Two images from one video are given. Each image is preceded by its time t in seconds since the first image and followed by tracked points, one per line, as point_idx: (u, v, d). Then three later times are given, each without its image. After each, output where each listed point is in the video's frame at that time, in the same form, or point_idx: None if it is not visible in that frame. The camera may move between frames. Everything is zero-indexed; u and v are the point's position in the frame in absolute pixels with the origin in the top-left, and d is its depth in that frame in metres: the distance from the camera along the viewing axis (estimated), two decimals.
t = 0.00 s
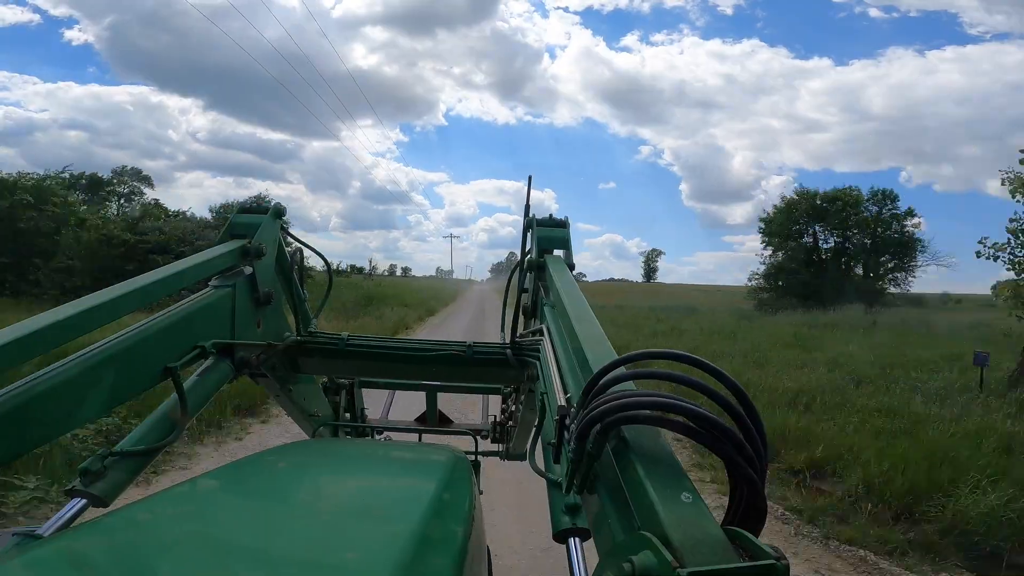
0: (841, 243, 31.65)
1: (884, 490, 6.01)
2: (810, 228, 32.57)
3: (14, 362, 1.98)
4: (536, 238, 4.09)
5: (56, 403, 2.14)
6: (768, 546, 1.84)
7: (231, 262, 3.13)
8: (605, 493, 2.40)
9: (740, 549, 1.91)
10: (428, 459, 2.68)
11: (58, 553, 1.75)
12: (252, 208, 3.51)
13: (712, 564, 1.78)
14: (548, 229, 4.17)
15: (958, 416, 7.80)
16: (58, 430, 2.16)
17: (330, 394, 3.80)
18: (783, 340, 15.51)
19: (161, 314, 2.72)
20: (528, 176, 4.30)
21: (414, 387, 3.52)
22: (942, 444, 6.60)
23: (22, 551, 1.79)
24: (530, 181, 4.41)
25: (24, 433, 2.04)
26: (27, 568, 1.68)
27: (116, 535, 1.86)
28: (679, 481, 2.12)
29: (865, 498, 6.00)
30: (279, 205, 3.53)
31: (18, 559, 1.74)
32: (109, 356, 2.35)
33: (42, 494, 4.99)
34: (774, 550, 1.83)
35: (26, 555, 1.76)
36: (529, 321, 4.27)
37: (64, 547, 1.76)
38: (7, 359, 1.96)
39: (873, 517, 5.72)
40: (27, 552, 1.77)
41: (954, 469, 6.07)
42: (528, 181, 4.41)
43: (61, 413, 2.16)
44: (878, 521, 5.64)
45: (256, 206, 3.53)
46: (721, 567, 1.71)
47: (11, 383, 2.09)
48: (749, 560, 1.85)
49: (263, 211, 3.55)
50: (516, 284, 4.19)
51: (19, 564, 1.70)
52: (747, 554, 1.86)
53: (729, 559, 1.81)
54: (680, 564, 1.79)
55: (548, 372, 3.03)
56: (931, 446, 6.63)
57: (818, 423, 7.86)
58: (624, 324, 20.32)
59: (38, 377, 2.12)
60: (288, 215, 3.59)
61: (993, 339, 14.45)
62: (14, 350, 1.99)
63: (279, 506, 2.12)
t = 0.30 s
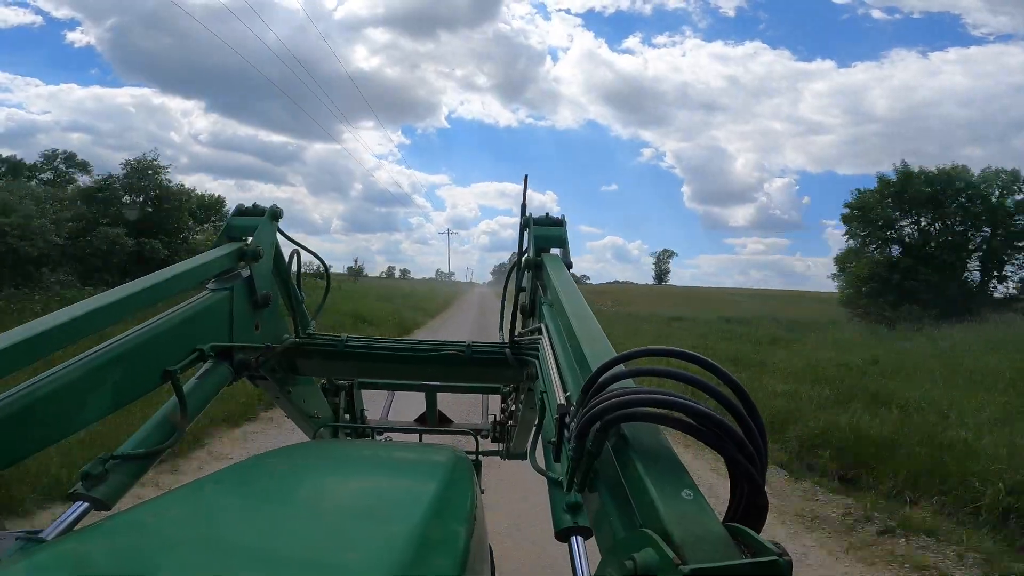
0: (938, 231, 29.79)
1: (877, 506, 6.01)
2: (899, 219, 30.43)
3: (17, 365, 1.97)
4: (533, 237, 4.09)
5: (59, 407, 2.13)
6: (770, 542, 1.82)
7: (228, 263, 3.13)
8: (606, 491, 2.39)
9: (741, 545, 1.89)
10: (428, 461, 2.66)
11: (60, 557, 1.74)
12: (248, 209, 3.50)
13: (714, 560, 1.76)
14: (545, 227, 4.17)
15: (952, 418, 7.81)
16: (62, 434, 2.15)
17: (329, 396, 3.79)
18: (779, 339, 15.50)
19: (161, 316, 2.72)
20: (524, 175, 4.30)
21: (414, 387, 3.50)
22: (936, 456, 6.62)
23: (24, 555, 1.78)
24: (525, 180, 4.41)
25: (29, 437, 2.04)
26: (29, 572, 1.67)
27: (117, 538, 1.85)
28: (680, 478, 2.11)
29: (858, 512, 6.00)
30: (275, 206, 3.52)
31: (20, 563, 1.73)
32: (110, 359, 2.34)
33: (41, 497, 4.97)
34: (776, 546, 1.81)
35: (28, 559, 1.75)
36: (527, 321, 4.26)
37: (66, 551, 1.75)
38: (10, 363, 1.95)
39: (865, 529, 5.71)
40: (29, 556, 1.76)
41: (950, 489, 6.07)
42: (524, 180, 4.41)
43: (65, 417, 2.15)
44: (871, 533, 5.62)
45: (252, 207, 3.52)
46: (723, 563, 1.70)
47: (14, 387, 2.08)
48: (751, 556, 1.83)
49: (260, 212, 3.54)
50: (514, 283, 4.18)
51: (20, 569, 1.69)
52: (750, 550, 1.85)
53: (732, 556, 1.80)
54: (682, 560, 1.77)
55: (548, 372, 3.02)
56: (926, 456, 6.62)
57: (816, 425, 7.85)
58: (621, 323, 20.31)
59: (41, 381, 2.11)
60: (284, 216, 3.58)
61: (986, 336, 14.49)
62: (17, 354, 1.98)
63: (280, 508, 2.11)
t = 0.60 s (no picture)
0: None
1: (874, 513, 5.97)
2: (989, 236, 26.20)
3: (25, 362, 1.99)
4: (542, 237, 4.11)
5: (70, 403, 2.15)
6: (776, 545, 1.84)
7: (239, 262, 3.15)
8: (613, 491, 2.41)
9: (748, 547, 1.91)
10: (436, 458, 2.68)
11: (71, 552, 1.76)
12: (260, 207, 3.53)
13: (720, 563, 1.78)
14: (554, 227, 4.19)
15: (954, 433, 7.82)
16: (72, 429, 2.18)
17: (338, 394, 3.82)
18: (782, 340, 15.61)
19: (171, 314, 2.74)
20: (533, 175, 4.32)
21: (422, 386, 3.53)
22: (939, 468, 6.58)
23: (35, 550, 1.79)
24: (535, 180, 4.44)
25: (39, 432, 2.06)
26: (40, 567, 1.69)
27: (127, 535, 1.86)
28: (687, 479, 2.13)
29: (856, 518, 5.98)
30: (287, 204, 3.54)
31: (32, 558, 1.74)
32: (120, 356, 2.36)
33: (50, 492, 5.01)
34: (783, 548, 1.83)
35: (39, 554, 1.77)
36: (535, 320, 4.28)
37: (77, 546, 1.77)
38: (18, 360, 1.97)
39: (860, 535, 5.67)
40: (40, 551, 1.78)
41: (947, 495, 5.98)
42: (533, 180, 4.44)
43: (75, 413, 2.17)
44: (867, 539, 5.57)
45: (264, 205, 3.55)
46: (730, 566, 1.71)
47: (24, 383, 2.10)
48: (758, 559, 1.85)
49: (271, 210, 3.56)
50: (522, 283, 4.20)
51: (31, 564, 1.71)
52: (756, 553, 1.87)
53: (737, 558, 1.82)
54: (688, 563, 1.80)
55: (556, 370, 3.04)
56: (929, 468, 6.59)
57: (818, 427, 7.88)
58: (624, 323, 20.37)
59: (51, 377, 2.13)
60: (295, 215, 3.60)
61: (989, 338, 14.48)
62: (26, 350, 2.00)
63: (289, 506, 2.12)
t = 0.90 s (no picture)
0: None
1: (874, 518, 5.97)
2: None
3: (17, 362, 1.98)
4: (535, 237, 4.10)
5: (62, 403, 2.15)
6: (770, 543, 1.83)
7: (231, 263, 3.14)
8: (607, 491, 2.40)
9: (742, 546, 1.90)
10: (430, 459, 2.67)
11: (61, 554, 1.75)
12: (251, 208, 3.51)
13: (715, 562, 1.77)
14: (547, 227, 4.18)
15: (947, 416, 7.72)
16: (64, 430, 2.17)
17: (331, 394, 3.81)
18: (777, 338, 15.64)
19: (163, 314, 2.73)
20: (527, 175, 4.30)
21: (416, 386, 3.51)
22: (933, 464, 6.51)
23: (25, 553, 1.78)
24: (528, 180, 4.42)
25: (32, 433, 2.05)
26: (30, 570, 1.67)
27: (118, 537, 1.85)
28: (681, 479, 2.11)
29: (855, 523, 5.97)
30: (279, 205, 3.53)
31: (22, 561, 1.73)
32: (112, 355, 2.36)
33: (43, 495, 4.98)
34: (777, 547, 1.82)
35: (30, 556, 1.75)
36: (529, 320, 4.27)
37: (67, 549, 1.75)
38: (10, 359, 1.96)
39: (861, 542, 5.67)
40: (30, 554, 1.77)
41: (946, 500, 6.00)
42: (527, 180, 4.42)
43: (67, 413, 2.17)
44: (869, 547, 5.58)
45: (255, 206, 3.53)
46: (724, 565, 1.70)
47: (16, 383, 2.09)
48: (752, 557, 1.83)
49: (263, 211, 3.55)
50: (516, 283, 4.19)
51: (22, 566, 1.70)
52: (750, 552, 1.85)
53: (731, 556, 1.80)
54: (683, 562, 1.78)
55: (549, 371, 3.03)
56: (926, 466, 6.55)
57: (813, 427, 7.87)
58: (619, 324, 20.38)
59: (43, 377, 2.13)
60: (287, 215, 3.59)
61: (981, 338, 14.52)
62: (18, 351, 1.99)
63: (282, 507, 2.11)
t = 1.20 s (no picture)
0: None
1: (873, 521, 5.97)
2: None
3: (13, 360, 1.99)
4: (535, 238, 4.10)
5: (58, 402, 2.15)
6: (767, 545, 1.82)
7: (230, 262, 3.14)
8: (605, 493, 2.39)
9: (739, 549, 1.89)
10: (427, 460, 2.67)
11: (57, 553, 1.75)
12: (251, 207, 3.52)
13: (711, 564, 1.77)
14: (547, 229, 4.18)
15: (947, 414, 7.71)
16: (61, 428, 2.17)
17: (329, 394, 3.81)
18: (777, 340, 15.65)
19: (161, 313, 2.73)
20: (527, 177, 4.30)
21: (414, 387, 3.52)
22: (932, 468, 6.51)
23: (21, 551, 1.79)
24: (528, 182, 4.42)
25: (28, 431, 2.06)
26: (27, 568, 1.68)
27: (114, 536, 1.86)
28: (678, 481, 2.11)
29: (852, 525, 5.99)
30: (278, 205, 3.53)
31: (18, 559, 1.74)
32: (109, 355, 2.36)
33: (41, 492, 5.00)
34: (774, 550, 1.81)
35: (26, 554, 1.76)
36: (528, 321, 4.27)
37: (64, 547, 1.76)
38: (6, 357, 1.97)
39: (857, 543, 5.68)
40: (26, 552, 1.77)
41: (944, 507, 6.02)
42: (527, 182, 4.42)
43: (64, 412, 2.17)
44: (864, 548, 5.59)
45: (255, 206, 3.53)
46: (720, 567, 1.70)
47: (13, 382, 2.10)
48: (748, 560, 1.83)
49: (262, 211, 3.55)
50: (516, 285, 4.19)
51: (18, 565, 1.70)
52: (747, 555, 1.85)
53: (728, 559, 1.80)
54: (680, 564, 1.78)
55: (548, 372, 3.03)
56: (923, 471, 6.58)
57: (813, 426, 7.87)
58: (621, 325, 20.40)
59: (40, 376, 2.13)
60: (287, 216, 3.59)
61: (982, 340, 14.51)
62: (15, 349, 1.99)
63: (279, 507, 2.11)
